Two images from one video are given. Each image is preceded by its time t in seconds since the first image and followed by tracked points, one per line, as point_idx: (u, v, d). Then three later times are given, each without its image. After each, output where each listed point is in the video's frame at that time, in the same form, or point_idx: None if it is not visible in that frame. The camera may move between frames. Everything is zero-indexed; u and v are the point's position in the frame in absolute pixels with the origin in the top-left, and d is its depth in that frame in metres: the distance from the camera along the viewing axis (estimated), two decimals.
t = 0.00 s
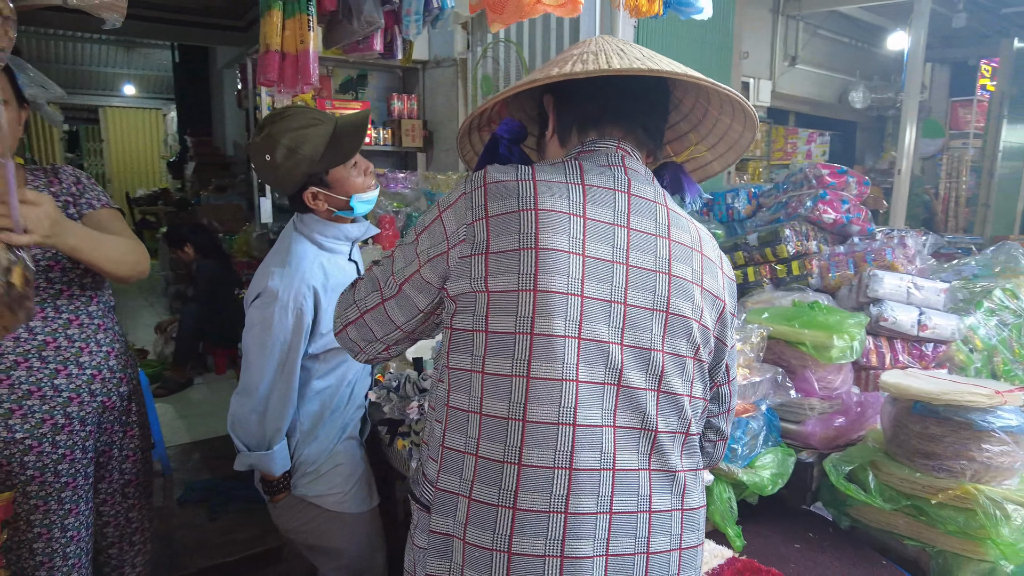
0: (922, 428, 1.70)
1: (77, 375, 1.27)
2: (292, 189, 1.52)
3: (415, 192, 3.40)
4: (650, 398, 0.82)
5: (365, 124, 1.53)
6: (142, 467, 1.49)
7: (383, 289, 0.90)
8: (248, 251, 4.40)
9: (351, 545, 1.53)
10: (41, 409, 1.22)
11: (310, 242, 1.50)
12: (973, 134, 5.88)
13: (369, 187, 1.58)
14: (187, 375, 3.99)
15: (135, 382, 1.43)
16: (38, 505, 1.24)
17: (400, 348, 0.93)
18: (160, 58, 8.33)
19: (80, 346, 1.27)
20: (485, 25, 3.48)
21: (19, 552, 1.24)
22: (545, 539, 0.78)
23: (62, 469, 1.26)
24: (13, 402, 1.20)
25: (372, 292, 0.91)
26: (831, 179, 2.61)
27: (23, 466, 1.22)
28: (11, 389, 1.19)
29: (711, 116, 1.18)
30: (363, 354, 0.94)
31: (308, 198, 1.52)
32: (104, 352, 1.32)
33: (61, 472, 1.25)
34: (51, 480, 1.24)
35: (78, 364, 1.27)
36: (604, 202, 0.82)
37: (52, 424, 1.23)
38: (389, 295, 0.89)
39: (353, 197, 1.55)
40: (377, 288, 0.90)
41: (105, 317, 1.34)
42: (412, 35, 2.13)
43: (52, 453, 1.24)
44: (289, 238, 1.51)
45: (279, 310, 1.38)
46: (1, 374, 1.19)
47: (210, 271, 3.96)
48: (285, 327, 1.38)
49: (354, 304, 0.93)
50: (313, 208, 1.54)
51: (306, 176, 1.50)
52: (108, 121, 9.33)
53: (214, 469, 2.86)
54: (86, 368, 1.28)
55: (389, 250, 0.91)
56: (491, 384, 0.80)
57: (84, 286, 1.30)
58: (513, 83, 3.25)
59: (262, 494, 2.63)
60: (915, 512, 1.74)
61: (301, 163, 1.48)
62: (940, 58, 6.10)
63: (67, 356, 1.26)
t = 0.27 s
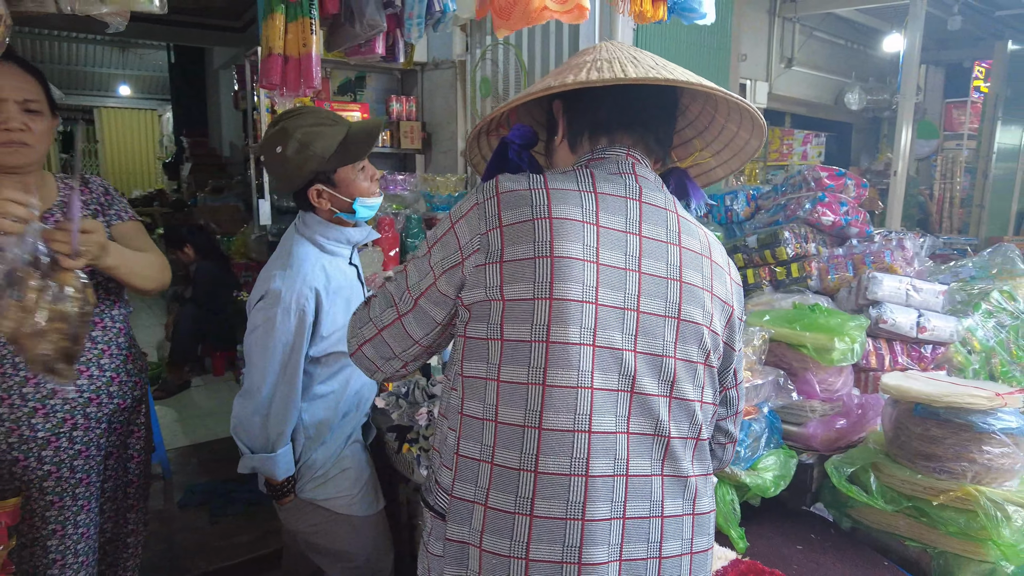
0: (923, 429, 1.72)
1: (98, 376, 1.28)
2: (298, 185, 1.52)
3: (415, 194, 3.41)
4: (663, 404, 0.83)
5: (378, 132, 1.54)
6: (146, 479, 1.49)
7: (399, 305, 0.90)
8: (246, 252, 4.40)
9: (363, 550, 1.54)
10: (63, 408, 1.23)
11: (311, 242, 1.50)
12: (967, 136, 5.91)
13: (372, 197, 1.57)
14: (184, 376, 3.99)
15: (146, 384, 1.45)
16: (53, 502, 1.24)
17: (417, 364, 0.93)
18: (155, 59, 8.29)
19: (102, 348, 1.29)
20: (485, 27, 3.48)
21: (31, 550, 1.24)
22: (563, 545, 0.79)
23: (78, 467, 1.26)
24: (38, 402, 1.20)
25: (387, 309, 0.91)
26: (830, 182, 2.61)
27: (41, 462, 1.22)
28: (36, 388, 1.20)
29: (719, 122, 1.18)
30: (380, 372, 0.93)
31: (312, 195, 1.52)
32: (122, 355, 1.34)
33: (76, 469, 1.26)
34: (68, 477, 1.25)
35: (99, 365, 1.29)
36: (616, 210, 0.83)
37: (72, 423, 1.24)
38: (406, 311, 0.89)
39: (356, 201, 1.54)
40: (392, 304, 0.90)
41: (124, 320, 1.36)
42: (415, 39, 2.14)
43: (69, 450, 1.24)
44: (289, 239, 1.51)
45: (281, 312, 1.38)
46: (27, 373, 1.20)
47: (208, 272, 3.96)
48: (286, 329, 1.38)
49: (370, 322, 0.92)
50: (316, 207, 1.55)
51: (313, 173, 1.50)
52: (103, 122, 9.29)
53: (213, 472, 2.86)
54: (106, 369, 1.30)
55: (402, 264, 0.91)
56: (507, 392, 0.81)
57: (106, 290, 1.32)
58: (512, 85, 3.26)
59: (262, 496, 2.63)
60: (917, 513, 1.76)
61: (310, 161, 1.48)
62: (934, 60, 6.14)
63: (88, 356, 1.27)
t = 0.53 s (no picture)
0: (929, 427, 1.73)
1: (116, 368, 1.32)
2: (323, 163, 1.56)
3: (420, 194, 3.42)
4: (678, 400, 0.84)
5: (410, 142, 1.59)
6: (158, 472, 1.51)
7: (417, 310, 0.89)
8: (250, 251, 4.42)
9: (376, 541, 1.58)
10: (83, 397, 1.26)
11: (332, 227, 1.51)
12: (968, 135, 5.92)
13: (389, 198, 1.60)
14: (190, 376, 4.01)
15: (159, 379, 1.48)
16: (72, 488, 1.27)
17: (439, 368, 0.92)
18: (157, 59, 8.30)
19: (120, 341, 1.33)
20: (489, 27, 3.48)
21: (50, 537, 1.26)
22: (583, 540, 0.81)
23: (95, 453, 1.30)
24: (59, 389, 1.23)
25: (405, 315, 0.90)
26: (833, 182, 2.61)
27: (59, 449, 1.24)
28: (57, 375, 1.23)
29: (723, 120, 1.19)
30: (400, 381, 0.93)
31: (332, 176, 1.56)
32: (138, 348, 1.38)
33: (93, 456, 1.30)
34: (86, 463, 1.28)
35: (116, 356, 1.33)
36: (631, 209, 0.84)
37: (90, 411, 1.28)
38: (425, 315, 0.88)
39: (371, 195, 1.57)
40: (411, 309, 0.90)
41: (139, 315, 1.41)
42: (422, 40, 2.15)
43: (87, 437, 1.28)
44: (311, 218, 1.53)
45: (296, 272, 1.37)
46: (49, 361, 1.23)
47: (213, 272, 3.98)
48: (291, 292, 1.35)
49: (388, 329, 0.92)
50: (333, 189, 1.57)
51: (339, 156, 1.54)
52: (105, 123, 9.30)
53: (219, 471, 2.87)
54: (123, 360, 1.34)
55: (417, 269, 0.90)
56: (526, 389, 0.82)
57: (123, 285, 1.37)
58: (517, 85, 3.28)
59: (270, 494, 2.65)
60: (923, 511, 1.77)
61: (338, 145, 1.53)
62: (936, 60, 6.14)
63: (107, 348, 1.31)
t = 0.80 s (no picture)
0: (946, 425, 1.73)
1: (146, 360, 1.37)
2: (363, 149, 1.65)
3: (430, 193, 3.43)
4: (709, 396, 0.85)
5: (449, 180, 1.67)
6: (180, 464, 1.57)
7: (450, 314, 0.89)
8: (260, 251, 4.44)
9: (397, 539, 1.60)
10: (116, 387, 1.32)
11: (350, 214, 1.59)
12: (978, 135, 5.89)
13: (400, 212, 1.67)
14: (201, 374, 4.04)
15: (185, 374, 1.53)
16: (104, 476, 1.31)
17: (470, 371, 0.92)
18: (164, 59, 8.32)
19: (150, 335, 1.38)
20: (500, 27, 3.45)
21: (82, 526, 1.29)
22: (616, 533, 0.82)
23: (126, 442, 1.34)
24: (94, 378, 1.29)
25: (438, 320, 0.89)
26: (845, 181, 2.60)
27: (92, 436, 1.29)
28: (92, 366, 1.29)
29: (743, 117, 1.20)
30: (430, 387, 0.92)
31: (362, 164, 1.64)
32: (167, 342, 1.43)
33: (124, 446, 1.34)
34: (118, 451, 1.32)
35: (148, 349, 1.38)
36: (661, 206, 0.85)
37: (123, 400, 1.33)
38: (459, 319, 0.88)
39: (385, 200, 1.64)
40: (442, 313, 0.89)
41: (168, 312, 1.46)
42: (437, 39, 2.15)
43: (119, 425, 1.33)
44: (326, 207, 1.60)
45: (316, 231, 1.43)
46: (85, 351, 1.28)
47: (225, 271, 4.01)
48: (328, 246, 1.41)
49: (420, 336, 0.91)
50: (358, 177, 1.65)
51: (377, 151, 1.63)
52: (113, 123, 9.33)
53: (233, 469, 2.89)
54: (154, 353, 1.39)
55: (447, 273, 0.90)
56: (558, 384, 0.83)
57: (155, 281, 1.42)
58: (527, 85, 3.28)
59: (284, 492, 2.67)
60: (939, 509, 1.78)
61: (382, 142, 1.62)
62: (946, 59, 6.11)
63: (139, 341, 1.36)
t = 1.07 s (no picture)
0: (961, 425, 1.72)
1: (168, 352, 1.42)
2: (381, 146, 1.67)
3: (441, 192, 3.45)
4: (728, 393, 0.86)
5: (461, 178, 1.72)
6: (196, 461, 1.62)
7: (471, 311, 0.91)
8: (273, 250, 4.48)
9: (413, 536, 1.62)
10: (141, 379, 1.37)
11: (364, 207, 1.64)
12: (992, 134, 5.83)
13: (414, 209, 1.72)
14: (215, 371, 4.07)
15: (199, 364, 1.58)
16: (133, 464, 1.37)
17: (492, 368, 0.94)
18: (176, 60, 8.39)
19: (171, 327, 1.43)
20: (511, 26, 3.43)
21: (114, 512, 1.36)
22: (635, 528, 0.82)
23: (152, 432, 1.39)
24: (121, 373, 1.34)
25: (459, 317, 0.92)
26: (859, 180, 2.61)
27: (120, 426, 1.35)
28: (119, 360, 1.33)
29: (764, 115, 1.20)
30: (453, 385, 0.94)
31: (381, 161, 1.67)
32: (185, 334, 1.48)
33: (150, 434, 1.39)
34: (144, 441, 1.38)
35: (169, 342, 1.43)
36: (681, 204, 0.85)
37: (148, 394, 1.38)
38: (479, 316, 0.90)
39: (402, 198, 1.68)
40: (464, 311, 0.92)
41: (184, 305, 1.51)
42: (451, 39, 2.16)
43: (144, 415, 1.38)
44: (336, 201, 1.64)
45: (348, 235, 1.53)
46: (112, 346, 1.33)
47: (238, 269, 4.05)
48: (371, 245, 1.51)
49: (442, 332, 0.93)
50: (376, 172, 1.68)
51: (396, 149, 1.65)
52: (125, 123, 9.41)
53: (246, 466, 2.92)
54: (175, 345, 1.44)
55: (468, 271, 0.93)
56: (578, 380, 0.84)
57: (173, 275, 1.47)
58: (538, 84, 3.28)
59: (297, 488, 2.70)
60: (954, 509, 1.78)
61: (404, 140, 1.64)
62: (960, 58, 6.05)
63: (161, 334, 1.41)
